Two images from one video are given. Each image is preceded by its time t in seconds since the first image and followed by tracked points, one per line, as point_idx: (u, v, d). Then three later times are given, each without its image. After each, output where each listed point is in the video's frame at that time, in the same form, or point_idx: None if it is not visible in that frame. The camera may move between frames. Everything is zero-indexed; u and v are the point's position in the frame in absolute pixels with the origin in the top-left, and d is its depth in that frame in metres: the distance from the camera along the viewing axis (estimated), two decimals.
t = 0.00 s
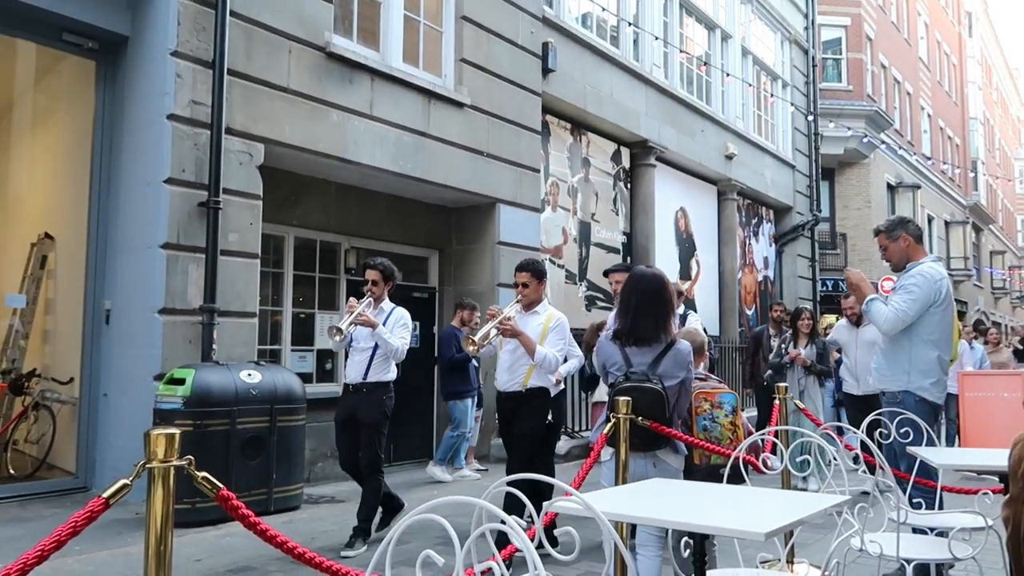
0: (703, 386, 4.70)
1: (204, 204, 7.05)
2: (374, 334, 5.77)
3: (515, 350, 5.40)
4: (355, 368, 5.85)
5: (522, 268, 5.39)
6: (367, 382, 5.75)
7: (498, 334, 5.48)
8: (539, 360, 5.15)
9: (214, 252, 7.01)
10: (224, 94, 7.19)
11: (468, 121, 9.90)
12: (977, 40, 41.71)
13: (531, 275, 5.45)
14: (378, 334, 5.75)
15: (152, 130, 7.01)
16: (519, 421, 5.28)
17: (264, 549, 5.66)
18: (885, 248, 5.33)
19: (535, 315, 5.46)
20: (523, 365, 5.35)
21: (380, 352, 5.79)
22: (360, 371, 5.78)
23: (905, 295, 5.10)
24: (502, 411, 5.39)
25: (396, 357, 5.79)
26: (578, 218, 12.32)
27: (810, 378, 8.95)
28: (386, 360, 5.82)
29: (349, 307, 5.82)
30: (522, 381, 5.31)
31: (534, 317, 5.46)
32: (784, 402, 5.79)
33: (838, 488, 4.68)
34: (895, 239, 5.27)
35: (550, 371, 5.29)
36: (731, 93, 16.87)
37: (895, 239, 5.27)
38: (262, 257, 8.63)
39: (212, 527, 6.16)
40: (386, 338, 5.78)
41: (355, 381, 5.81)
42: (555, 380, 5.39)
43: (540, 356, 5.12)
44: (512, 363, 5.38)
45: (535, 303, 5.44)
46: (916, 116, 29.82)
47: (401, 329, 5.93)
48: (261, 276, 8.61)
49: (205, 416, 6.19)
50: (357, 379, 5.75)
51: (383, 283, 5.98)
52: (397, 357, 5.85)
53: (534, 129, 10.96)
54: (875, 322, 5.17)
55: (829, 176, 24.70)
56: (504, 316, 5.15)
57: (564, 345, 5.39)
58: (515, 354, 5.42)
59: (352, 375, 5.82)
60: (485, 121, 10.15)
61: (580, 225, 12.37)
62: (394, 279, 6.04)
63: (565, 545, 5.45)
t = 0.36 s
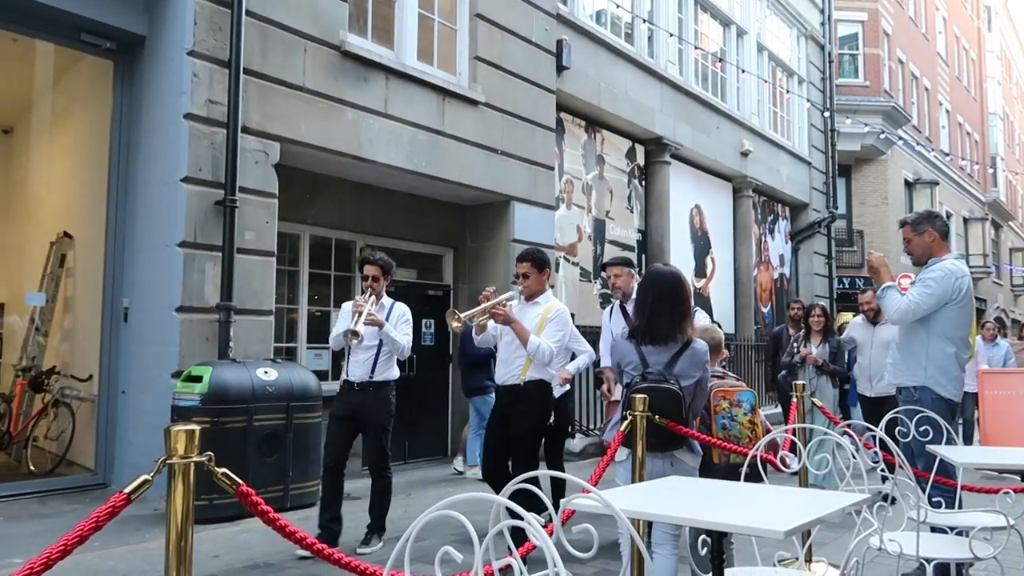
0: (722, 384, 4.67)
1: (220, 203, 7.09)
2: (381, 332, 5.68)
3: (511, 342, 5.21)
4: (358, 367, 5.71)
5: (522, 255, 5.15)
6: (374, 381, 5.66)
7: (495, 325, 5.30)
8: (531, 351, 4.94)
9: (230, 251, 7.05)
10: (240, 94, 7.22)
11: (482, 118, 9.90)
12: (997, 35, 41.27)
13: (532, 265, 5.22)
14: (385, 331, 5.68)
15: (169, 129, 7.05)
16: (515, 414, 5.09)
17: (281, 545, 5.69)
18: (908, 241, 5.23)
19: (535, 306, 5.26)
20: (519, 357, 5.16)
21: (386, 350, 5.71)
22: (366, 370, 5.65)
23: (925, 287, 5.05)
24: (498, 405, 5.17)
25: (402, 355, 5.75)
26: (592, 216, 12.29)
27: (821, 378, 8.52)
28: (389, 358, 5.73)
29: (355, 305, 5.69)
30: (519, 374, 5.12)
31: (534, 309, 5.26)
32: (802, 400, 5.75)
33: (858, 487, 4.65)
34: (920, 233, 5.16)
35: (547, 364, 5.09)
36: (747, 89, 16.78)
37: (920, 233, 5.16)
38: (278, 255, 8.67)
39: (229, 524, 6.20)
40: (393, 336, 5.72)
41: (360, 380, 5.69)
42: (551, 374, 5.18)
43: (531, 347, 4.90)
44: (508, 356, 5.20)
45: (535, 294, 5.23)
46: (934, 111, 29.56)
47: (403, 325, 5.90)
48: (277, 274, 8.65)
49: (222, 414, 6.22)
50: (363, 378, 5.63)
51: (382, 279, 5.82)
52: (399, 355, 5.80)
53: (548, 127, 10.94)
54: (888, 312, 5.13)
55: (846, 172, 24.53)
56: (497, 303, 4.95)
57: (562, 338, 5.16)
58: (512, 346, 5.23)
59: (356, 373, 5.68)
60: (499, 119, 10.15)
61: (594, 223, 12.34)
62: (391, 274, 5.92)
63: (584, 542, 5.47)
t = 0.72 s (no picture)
0: (739, 375, 4.64)
1: (236, 197, 7.13)
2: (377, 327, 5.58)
3: (513, 336, 5.13)
4: (352, 362, 5.60)
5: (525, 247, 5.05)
6: (370, 376, 5.59)
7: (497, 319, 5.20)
8: (536, 345, 4.86)
9: (246, 244, 7.09)
10: (255, 88, 7.24)
11: (497, 111, 9.89)
12: (1017, 23, 40.75)
13: (532, 257, 5.15)
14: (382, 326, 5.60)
15: (186, 124, 7.09)
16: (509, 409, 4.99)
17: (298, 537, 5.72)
18: (929, 231, 5.17)
19: (538, 298, 5.18)
20: (523, 352, 5.06)
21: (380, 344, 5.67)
22: (361, 366, 5.57)
23: (943, 277, 5.00)
24: (499, 399, 5.08)
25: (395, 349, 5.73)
26: (607, 208, 12.25)
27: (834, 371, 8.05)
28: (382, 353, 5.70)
29: (356, 300, 5.54)
30: (525, 369, 5.02)
31: (535, 300, 5.18)
32: (819, 393, 5.72)
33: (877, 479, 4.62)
34: (942, 224, 5.09)
35: (552, 357, 5.02)
36: (763, 80, 16.66)
37: (941, 224, 5.10)
38: (293, 249, 8.70)
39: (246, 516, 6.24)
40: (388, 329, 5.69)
41: (354, 377, 5.59)
42: (555, 367, 5.12)
43: (537, 342, 4.84)
44: (511, 350, 5.10)
45: (537, 286, 5.17)
46: (954, 101, 29.25)
47: (392, 317, 5.84)
48: (293, 268, 8.68)
49: (239, 406, 6.27)
50: (359, 375, 5.56)
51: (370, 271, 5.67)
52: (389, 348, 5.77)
53: (563, 119, 10.92)
54: (904, 301, 5.09)
55: (863, 163, 24.34)
56: (499, 298, 4.86)
57: (566, 330, 5.09)
58: (514, 340, 5.14)
59: (351, 370, 5.58)
60: (514, 112, 10.13)
61: (609, 215, 12.30)
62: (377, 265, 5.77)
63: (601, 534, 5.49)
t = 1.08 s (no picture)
0: (754, 366, 4.62)
1: (251, 188, 7.16)
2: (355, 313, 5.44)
3: (501, 328, 5.12)
4: (330, 349, 5.50)
5: (505, 237, 5.04)
6: (347, 364, 5.48)
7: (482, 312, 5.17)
8: (523, 336, 4.86)
9: (262, 235, 7.12)
10: (269, 81, 7.26)
11: (510, 102, 9.86)
12: None
13: (514, 247, 5.12)
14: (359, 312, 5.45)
15: (200, 116, 7.11)
16: (509, 403, 5.03)
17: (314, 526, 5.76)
18: (949, 219, 5.09)
19: (524, 287, 5.15)
20: (510, 345, 5.06)
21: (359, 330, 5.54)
22: (338, 353, 5.46)
23: (961, 265, 4.95)
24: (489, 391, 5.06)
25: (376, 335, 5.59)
26: (621, 199, 12.21)
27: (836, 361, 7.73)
28: (361, 340, 5.58)
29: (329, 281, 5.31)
30: (513, 362, 5.04)
31: (522, 290, 5.16)
32: (835, 384, 5.69)
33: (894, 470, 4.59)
34: (964, 212, 5.01)
35: (540, 348, 5.01)
36: (778, 69, 16.53)
37: (962, 212, 5.02)
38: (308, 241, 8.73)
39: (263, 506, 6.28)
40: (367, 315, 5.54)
41: (332, 364, 5.48)
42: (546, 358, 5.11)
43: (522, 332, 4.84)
44: (501, 343, 5.10)
45: (522, 276, 5.13)
46: (973, 88, 28.92)
47: (374, 303, 5.68)
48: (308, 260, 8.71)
49: (255, 397, 6.32)
50: (336, 362, 5.45)
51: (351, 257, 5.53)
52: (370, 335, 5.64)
53: (577, 109, 10.88)
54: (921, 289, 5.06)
55: (880, 152, 24.13)
56: (481, 291, 4.87)
57: (554, 320, 5.08)
58: (502, 332, 5.14)
59: (328, 357, 5.48)
60: (527, 102, 10.10)
61: (623, 206, 12.26)
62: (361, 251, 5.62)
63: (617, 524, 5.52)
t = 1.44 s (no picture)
0: (768, 361, 4.61)
1: (265, 185, 7.18)
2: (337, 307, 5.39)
3: (478, 322, 5.02)
4: (318, 345, 5.49)
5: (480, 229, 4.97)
6: (332, 359, 5.43)
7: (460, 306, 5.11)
8: (498, 329, 4.76)
9: (275, 231, 7.15)
10: (282, 77, 7.28)
11: (523, 97, 9.85)
12: None
13: (492, 239, 5.01)
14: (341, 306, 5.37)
15: (214, 113, 7.15)
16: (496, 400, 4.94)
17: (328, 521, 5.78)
18: (965, 213, 5.06)
19: (502, 280, 5.03)
20: (486, 339, 4.95)
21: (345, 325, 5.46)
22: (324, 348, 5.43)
23: (978, 260, 4.92)
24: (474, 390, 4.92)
25: (363, 331, 5.47)
26: (634, 194, 12.18)
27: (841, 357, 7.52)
28: (350, 335, 5.52)
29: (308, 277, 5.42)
30: (490, 356, 4.91)
31: (500, 283, 5.04)
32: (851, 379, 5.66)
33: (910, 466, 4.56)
34: (981, 207, 4.98)
35: (517, 342, 4.88)
36: (793, 62, 16.42)
37: (979, 206, 4.99)
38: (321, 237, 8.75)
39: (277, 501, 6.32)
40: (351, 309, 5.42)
41: (319, 359, 5.47)
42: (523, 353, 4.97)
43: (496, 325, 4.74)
44: (478, 337, 5.00)
45: (499, 268, 5.01)
46: (991, 80, 28.64)
47: (365, 299, 5.55)
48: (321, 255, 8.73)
49: (270, 393, 6.35)
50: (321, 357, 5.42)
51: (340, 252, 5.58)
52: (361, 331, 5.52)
53: (589, 104, 10.86)
54: (937, 283, 5.03)
55: (896, 146, 23.95)
56: (456, 284, 4.79)
57: (531, 312, 4.94)
58: (479, 326, 5.04)
59: (314, 352, 5.48)
60: (540, 97, 10.08)
61: (636, 201, 12.23)
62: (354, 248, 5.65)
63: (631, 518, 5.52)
